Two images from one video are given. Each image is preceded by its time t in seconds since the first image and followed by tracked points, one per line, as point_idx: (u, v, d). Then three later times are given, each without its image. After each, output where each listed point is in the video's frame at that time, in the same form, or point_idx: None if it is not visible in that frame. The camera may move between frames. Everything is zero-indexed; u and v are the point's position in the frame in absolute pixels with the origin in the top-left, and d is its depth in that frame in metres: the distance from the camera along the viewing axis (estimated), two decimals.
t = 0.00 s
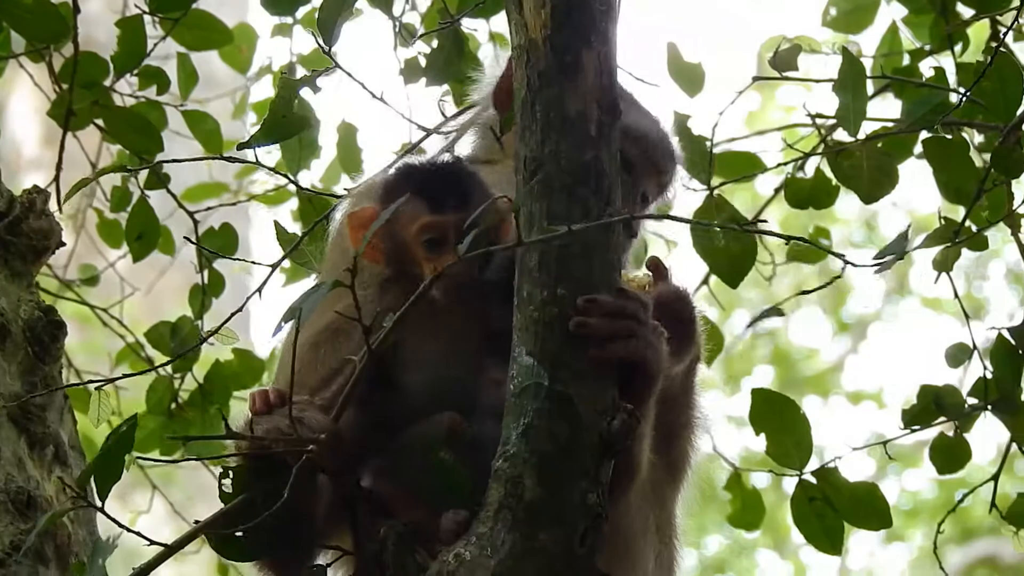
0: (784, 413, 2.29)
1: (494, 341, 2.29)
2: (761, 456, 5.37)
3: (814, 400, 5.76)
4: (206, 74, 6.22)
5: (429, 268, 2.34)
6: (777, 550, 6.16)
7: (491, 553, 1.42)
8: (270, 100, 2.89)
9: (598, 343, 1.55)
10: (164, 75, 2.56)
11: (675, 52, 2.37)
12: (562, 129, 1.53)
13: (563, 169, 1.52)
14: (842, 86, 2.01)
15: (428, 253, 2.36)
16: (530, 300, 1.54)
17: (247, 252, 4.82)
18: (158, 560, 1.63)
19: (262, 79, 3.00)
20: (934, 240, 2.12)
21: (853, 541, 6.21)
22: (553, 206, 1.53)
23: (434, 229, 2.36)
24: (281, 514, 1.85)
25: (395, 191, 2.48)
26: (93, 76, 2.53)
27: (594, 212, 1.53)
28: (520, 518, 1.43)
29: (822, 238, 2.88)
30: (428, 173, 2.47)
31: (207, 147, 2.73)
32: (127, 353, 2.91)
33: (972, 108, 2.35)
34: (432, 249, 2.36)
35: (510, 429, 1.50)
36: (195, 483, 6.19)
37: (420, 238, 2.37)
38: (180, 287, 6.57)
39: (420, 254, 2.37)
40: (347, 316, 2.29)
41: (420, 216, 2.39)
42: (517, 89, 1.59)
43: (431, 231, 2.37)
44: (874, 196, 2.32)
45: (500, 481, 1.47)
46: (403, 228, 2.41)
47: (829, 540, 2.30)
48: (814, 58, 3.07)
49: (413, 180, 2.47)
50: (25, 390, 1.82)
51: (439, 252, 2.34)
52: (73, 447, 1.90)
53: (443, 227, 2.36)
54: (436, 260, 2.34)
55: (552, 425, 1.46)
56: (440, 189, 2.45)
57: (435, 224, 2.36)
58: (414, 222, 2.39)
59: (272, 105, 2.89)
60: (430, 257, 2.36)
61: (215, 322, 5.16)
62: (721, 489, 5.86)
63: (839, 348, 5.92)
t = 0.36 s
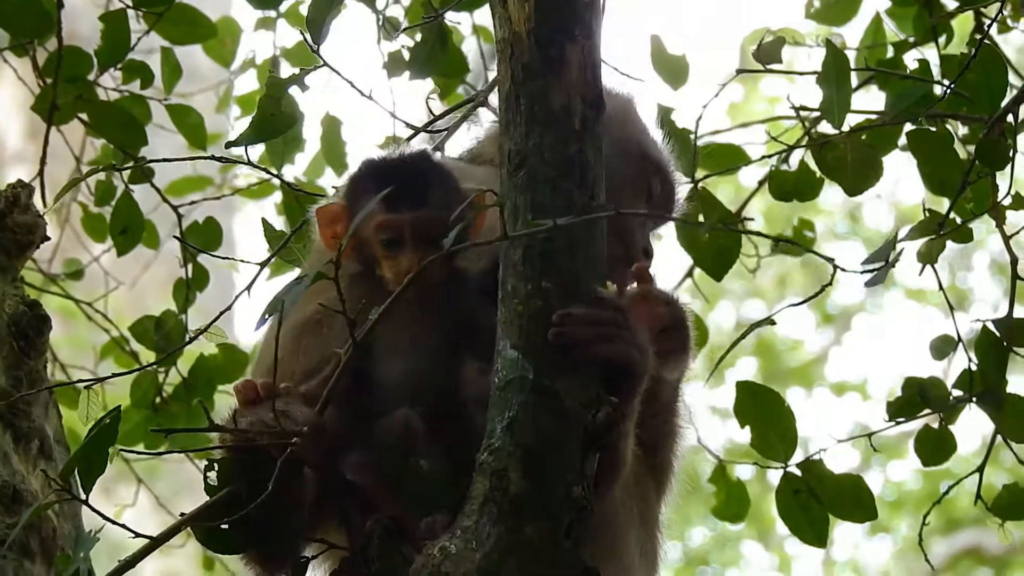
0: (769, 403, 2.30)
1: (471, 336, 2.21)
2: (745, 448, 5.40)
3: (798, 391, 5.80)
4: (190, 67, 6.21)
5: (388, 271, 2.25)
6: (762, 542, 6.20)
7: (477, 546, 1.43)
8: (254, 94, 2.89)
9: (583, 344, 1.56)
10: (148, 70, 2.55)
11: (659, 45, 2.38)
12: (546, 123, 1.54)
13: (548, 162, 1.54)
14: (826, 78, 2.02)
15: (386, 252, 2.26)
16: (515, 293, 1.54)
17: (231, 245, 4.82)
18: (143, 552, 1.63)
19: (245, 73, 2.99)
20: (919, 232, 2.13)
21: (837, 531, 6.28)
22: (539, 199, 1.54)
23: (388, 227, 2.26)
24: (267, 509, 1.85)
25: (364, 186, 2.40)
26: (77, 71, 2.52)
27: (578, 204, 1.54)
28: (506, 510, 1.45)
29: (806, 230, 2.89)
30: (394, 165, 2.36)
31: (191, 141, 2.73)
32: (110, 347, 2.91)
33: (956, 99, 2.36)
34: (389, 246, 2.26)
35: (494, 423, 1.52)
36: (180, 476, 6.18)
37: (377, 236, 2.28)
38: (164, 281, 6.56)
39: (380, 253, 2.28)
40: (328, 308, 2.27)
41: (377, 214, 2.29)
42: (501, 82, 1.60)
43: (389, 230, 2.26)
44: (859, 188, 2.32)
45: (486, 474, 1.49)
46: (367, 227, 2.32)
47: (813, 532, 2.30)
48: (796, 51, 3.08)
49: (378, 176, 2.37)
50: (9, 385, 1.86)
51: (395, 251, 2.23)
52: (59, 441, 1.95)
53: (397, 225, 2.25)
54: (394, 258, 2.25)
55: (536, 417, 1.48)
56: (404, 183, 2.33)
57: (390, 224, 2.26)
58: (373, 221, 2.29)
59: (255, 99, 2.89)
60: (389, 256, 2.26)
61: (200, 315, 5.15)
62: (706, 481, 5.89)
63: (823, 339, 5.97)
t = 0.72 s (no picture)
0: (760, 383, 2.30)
1: (466, 323, 2.15)
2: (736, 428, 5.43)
3: (788, 371, 5.85)
4: (178, 48, 6.18)
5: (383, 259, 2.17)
6: (754, 522, 6.41)
7: (467, 527, 1.50)
8: (244, 76, 2.87)
9: (582, 355, 1.52)
10: (137, 52, 2.54)
11: (648, 25, 2.37)
12: (536, 105, 1.53)
13: (536, 144, 1.54)
14: (816, 58, 2.01)
15: (377, 242, 2.18)
16: (506, 275, 1.54)
17: (221, 226, 4.81)
18: (132, 534, 1.66)
19: (235, 54, 2.98)
20: (909, 211, 2.14)
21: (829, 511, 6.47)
22: (527, 182, 1.55)
23: (372, 215, 2.17)
24: (257, 494, 1.86)
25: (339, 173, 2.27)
26: (66, 53, 2.51)
27: (568, 186, 1.54)
28: (496, 492, 1.49)
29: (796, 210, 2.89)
30: (363, 150, 2.25)
31: (181, 123, 2.72)
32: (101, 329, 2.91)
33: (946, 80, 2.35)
34: (377, 233, 2.17)
35: (485, 405, 1.53)
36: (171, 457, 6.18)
37: (362, 224, 2.18)
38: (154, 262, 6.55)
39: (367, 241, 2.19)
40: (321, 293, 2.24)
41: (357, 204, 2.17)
42: (491, 64, 1.59)
43: (375, 219, 2.17)
44: (849, 167, 2.34)
45: (476, 455, 1.52)
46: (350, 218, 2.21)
47: (804, 511, 2.30)
48: (787, 31, 3.07)
49: (349, 163, 2.25)
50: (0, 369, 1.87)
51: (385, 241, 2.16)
52: (50, 424, 1.99)
53: (382, 212, 2.17)
54: (385, 245, 2.17)
55: (526, 399, 1.50)
56: (377, 164, 2.22)
57: (378, 214, 2.17)
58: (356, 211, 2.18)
59: (245, 80, 2.88)
60: (379, 243, 2.17)
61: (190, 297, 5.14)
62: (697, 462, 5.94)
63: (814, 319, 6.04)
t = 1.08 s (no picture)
0: (755, 351, 2.30)
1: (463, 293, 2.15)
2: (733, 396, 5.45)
3: (784, 339, 5.94)
4: (171, 21, 6.17)
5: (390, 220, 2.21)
6: (749, 492, 6.48)
7: (463, 498, 1.50)
8: (238, 47, 2.86)
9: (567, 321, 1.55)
10: (131, 24, 2.53)
11: None
12: (529, 74, 1.53)
13: (531, 114, 1.53)
14: (810, 25, 2.00)
15: (383, 204, 2.22)
16: (500, 245, 1.55)
17: (216, 199, 4.82)
18: (131, 502, 1.66)
19: (228, 26, 2.96)
20: (902, 180, 2.14)
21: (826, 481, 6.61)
22: (522, 151, 1.54)
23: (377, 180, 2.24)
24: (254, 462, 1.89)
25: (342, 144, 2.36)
26: (60, 26, 2.49)
27: (563, 156, 1.54)
28: (491, 462, 1.49)
29: (790, 179, 2.89)
30: (369, 121, 2.35)
31: (175, 95, 2.71)
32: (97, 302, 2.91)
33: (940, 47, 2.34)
34: (383, 195, 2.23)
35: (480, 375, 1.55)
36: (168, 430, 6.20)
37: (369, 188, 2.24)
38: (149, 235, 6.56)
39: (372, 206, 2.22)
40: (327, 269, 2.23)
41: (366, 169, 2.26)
42: (484, 33, 1.59)
43: (382, 182, 2.24)
44: (843, 136, 2.33)
45: (472, 425, 1.52)
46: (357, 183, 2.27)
47: (800, 479, 2.31)
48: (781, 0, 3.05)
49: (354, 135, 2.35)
50: None
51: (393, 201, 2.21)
52: (46, 397, 2.01)
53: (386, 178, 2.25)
54: (388, 207, 2.22)
55: (521, 369, 1.52)
56: (384, 133, 2.31)
57: (384, 176, 2.24)
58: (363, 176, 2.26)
59: (239, 53, 2.87)
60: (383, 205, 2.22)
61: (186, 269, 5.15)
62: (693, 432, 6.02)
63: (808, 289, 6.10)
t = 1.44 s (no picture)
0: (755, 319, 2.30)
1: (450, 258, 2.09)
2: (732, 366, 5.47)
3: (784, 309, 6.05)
4: None
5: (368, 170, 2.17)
6: (749, 463, 6.51)
7: (463, 467, 1.51)
8: (236, 17, 2.85)
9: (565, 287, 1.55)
10: None
11: None
12: (527, 45, 1.53)
13: (528, 83, 1.53)
14: None
15: (360, 154, 2.19)
16: (499, 215, 1.55)
17: (215, 168, 4.81)
18: (128, 475, 1.67)
19: None
20: (901, 148, 2.13)
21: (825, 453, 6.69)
22: (520, 121, 1.53)
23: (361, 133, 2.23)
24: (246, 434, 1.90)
25: (322, 104, 2.35)
26: None
27: (561, 126, 1.54)
28: (490, 432, 1.50)
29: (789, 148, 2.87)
30: (351, 78, 2.34)
31: (173, 65, 2.70)
32: (97, 272, 2.91)
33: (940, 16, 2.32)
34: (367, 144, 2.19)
35: (479, 343, 1.55)
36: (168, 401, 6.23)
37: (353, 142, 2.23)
38: (148, 206, 6.57)
39: (358, 158, 2.18)
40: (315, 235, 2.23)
41: (348, 117, 2.29)
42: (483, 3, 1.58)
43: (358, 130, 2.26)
44: (842, 104, 2.32)
45: (471, 394, 1.53)
46: (338, 130, 2.31)
47: (799, 447, 2.32)
48: None
49: (334, 95, 2.34)
50: None
51: (371, 150, 2.19)
52: (45, 367, 2.02)
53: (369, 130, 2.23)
54: (371, 157, 2.19)
55: (520, 337, 1.52)
56: (364, 92, 2.31)
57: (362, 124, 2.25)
58: (346, 123, 2.30)
59: (238, 23, 2.85)
60: (368, 155, 2.19)
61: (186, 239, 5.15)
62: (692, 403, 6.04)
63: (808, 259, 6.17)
